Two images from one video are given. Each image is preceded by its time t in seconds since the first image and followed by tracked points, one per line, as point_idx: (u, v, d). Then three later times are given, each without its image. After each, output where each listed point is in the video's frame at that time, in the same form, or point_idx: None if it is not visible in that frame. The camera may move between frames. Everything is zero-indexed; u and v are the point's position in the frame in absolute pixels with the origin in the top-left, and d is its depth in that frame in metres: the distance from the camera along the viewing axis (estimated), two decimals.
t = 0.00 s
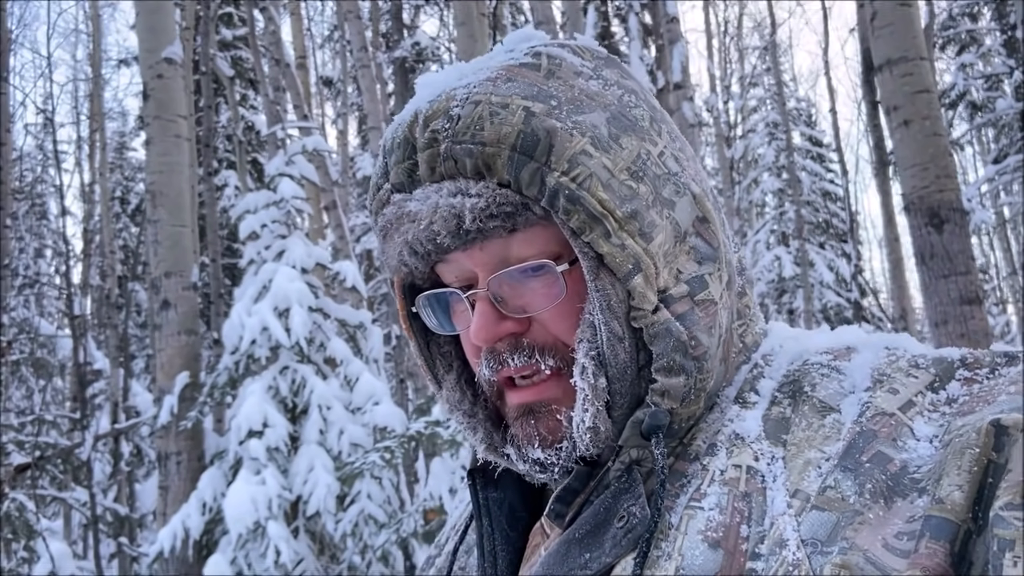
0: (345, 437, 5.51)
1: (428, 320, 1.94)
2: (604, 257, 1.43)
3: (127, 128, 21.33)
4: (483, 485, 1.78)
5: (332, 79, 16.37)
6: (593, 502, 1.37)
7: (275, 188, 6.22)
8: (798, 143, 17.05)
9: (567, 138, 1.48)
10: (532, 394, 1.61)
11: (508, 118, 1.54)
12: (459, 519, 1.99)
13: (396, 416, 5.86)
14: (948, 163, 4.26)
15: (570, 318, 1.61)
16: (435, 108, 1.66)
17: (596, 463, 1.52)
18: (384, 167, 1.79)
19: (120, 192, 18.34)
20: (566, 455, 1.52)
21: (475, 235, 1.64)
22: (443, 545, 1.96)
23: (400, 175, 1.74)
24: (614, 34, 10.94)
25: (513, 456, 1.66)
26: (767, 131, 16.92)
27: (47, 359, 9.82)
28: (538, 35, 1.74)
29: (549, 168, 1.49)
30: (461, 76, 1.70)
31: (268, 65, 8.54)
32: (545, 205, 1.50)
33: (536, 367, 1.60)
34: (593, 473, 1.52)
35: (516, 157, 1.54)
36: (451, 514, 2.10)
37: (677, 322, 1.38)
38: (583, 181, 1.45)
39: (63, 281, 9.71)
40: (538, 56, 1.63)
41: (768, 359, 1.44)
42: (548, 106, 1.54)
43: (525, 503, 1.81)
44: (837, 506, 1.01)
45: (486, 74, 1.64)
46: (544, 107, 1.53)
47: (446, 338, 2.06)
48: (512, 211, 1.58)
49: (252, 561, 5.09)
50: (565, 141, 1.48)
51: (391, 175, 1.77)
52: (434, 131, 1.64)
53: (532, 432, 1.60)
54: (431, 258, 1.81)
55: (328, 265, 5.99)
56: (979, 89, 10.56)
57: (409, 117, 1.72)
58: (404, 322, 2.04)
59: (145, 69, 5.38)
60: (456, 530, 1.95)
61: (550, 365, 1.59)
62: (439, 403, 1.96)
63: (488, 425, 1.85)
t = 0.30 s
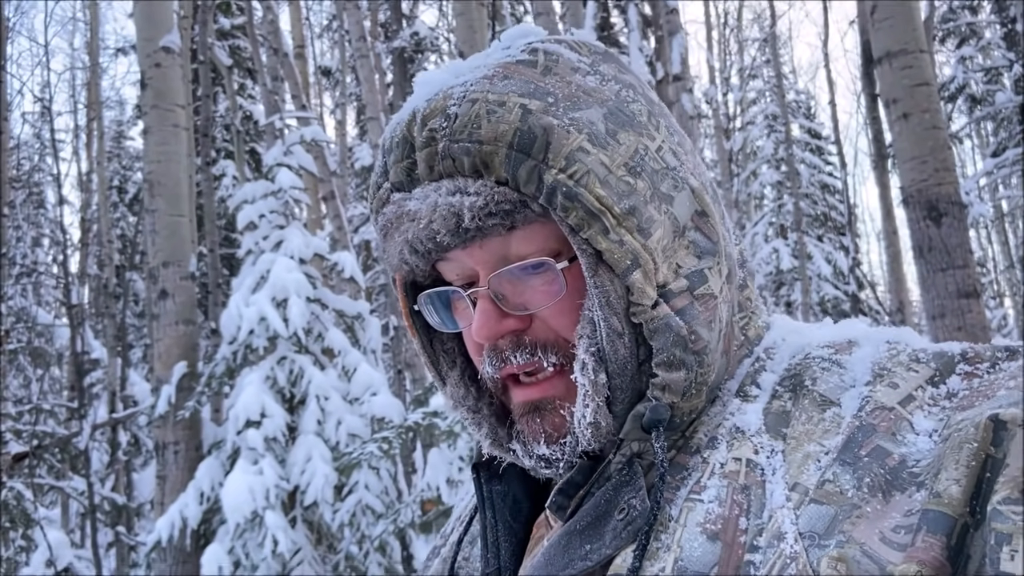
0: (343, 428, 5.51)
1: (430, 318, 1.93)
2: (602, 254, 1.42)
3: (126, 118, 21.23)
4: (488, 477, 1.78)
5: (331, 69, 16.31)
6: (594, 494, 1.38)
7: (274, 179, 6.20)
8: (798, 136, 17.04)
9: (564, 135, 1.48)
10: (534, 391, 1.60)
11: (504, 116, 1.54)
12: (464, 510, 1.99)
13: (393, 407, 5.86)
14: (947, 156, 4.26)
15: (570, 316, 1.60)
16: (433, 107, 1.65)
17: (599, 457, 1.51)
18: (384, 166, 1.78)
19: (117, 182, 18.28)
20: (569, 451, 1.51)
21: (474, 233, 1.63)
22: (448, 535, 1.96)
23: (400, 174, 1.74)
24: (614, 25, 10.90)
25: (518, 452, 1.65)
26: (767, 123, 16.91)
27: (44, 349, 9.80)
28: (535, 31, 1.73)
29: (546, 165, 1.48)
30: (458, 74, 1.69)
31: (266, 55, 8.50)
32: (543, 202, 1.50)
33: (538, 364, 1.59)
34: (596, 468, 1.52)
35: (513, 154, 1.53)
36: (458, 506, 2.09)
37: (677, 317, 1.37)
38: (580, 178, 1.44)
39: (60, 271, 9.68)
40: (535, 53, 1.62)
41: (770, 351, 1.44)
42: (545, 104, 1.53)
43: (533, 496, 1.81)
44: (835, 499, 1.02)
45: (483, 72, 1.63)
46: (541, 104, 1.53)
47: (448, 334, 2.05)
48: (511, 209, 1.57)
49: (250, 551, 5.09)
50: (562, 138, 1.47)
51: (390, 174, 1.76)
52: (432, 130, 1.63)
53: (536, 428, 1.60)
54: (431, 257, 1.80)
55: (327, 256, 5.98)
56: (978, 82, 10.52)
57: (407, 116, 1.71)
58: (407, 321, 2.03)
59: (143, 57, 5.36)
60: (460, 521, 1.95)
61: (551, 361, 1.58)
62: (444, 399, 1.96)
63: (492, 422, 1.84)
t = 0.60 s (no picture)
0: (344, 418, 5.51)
1: (445, 313, 1.93)
2: (615, 247, 1.42)
3: (125, 106, 21.14)
4: (503, 469, 1.78)
5: (331, 58, 16.23)
6: (607, 486, 1.38)
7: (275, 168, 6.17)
8: (799, 128, 16.99)
9: (577, 129, 1.47)
10: (549, 383, 1.59)
11: (517, 110, 1.53)
12: (477, 501, 1.99)
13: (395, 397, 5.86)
14: (949, 149, 4.25)
15: (584, 308, 1.59)
16: (446, 102, 1.65)
17: (613, 449, 1.51)
18: (399, 162, 1.78)
19: (117, 171, 18.25)
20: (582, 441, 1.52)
21: (488, 227, 1.62)
22: (464, 526, 1.97)
23: (414, 169, 1.73)
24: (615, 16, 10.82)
25: (533, 445, 1.65)
26: (768, 115, 16.86)
27: (45, 338, 9.81)
28: (547, 25, 1.72)
29: (558, 159, 1.48)
30: (471, 69, 1.68)
31: (266, 43, 8.44)
32: (556, 196, 1.49)
33: (552, 357, 1.58)
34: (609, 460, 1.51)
35: (526, 149, 1.52)
36: (473, 497, 2.09)
37: (690, 310, 1.37)
38: (593, 172, 1.43)
39: (60, 260, 9.67)
40: (547, 47, 1.61)
41: (784, 345, 1.43)
42: (558, 97, 1.52)
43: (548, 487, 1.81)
44: (846, 493, 1.02)
45: (496, 67, 1.62)
46: (554, 98, 1.52)
47: (463, 329, 2.05)
48: (524, 202, 1.56)
49: (250, 541, 5.14)
50: (574, 131, 1.47)
51: (405, 170, 1.76)
52: (445, 126, 1.63)
53: (551, 420, 1.59)
54: (446, 251, 1.79)
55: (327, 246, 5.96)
56: (979, 75, 10.49)
57: (421, 112, 1.71)
58: (423, 315, 2.03)
59: (143, 46, 5.33)
60: (475, 512, 1.95)
61: (566, 354, 1.58)
62: (458, 393, 1.96)
63: (507, 414, 1.84)
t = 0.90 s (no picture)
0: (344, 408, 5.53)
1: (444, 312, 1.94)
2: (613, 239, 1.43)
3: (125, 96, 21.08)
4: (500, 464, 1.79)
5: (333, 48, 16.18)
6: (604, 477, 1.39)
7: (275, 158, 6.17)
8: (801, 119, 16.94)
9: (573, 124, 1.47)
10: (549, 378, 1.59)
11: (513, 106, 1.54)
12: (476, 493, 2.00)
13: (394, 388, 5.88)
14: (951, 141, 4.25)
15: (584, 302, 1.59)
16: (441, 99, 1.65)
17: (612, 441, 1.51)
18: (394, 162, 1.78)
19: (118, 160, 18.24)
20: (583, 433, 1.52)
21: (487, 223, 1.62)
22: (462, 517, 1.99)
23: (411, 168, 1.74)
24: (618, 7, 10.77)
25: (534, 440, 1.65)
26: (771, 106, 16.83)
27: (46, 327, 9.82)
28: (539, 22, 1.73)
29: (556, 153, 1.48)
30: (464, 66, 1.69)
31: (267, 33, 8.43)
32: (553, 190, 1.49)
33: (554, 351, 1.59)
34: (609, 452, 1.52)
35: (522, 144, 1.53)
36: (471, 490, 2.11)
37: (687, 302, 1.37)
38: (590, 165, 1.44)
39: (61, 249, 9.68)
40: (540, 43, 1.62)
41: (779, 337, 1.44)
42: (553, 92, 1.53)
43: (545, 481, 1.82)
44: (836, 485, 1.03)
45: (490, 63, 1.62)
46: (550, 93, 1.52)
47: (461, 328, 2.06)
48: (522, 197, 1.57)
49: (250, 529, 5.18)
50: (571, 126, 1.47)
51: (400, 169, 1.77)
52: (440, 123, 1.63)
53: (552, 414, 1.59)
54: (445, 249, 1.80)
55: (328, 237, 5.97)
56: (983, 66, 10.45)
57: (415, 110, 1.71)
58: (421, 315, 2.04)
59: (144, 35, 5.33)
60: (473, 503, 1.97)
61: (567, 348, 1.58)
62: (458, 390, 1.97)
63: (506, 411, 1.84)
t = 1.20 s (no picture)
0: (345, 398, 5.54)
1: (439, 298, 1.94)
2: (610, 227, 1.43)
3: (127, 87, 21.01)
4: (497, 450, 1.80)
5: (334, 39, 16.15)
6: (600, 463, 1.40)
7: (276, 149, 6.16)
8: (804, 112, 16.90)
9: (569, 111, 1.48)
10: (546, 366, 1.60)
11: (509, 92, 1.54)
12: (472, 480, 2.01)
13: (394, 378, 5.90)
14: (952, 134, 4.24)
15: (581, 290, 1.59)
16: (438, 85, 1.65)
17: (609, 428, 1.52)
18: (391, 148, 1.78)
19: (120, 151, 18.21)
20: (580, 421, 1.52)
21: (485, 209, 1.62)
22: (458, 503, 2.00)
23: (407, 154, 1.74)
24: None
25: (530, 428, 1.65)
26: (773, 99, 16.78)
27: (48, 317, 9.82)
28: (536, 8, 1.73)
29: (552, 140, 1.48)
30: (461, 52, 1.69)
31: (268, 23, 8.40)
32: (550, 176, 1.50)
33: (551, 338, 1.59)
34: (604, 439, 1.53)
35: (519, 131, 1.53)
36: (467, 476, 2.12)
37: (683, 289, 1.38)
38: (586, 151, 1.44)
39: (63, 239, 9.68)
40: (537, 29, 1.62)
41: (775, 323, 1.45)
42: (550, 79, 1.53)
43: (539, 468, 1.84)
44: (830, 470, 1.04)
45: (486, 49, 1.62)
46: (546, 80, 1.53)
47: (457, 314, 2.06)
48: (519, 184, 1.57)
49: (251, 518, 5.20)
50: (567, 112, 1.48)
51: (397, 155, 1.77)
52: (437, 109, 1.64)
53: (549, 403, 1.60)
54: (442, 236, 1.80)
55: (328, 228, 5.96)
56: (986, 59, 10.40)
57: (411, 96, 1.71)
58: (417, 302, 2.04)
59: (145, 25, 5.32)
60: (469, 490, 1.98)
61: (563, 336, 1.59)
62: (454, 378, 1.97)
63: (503, 399, 1.85)
